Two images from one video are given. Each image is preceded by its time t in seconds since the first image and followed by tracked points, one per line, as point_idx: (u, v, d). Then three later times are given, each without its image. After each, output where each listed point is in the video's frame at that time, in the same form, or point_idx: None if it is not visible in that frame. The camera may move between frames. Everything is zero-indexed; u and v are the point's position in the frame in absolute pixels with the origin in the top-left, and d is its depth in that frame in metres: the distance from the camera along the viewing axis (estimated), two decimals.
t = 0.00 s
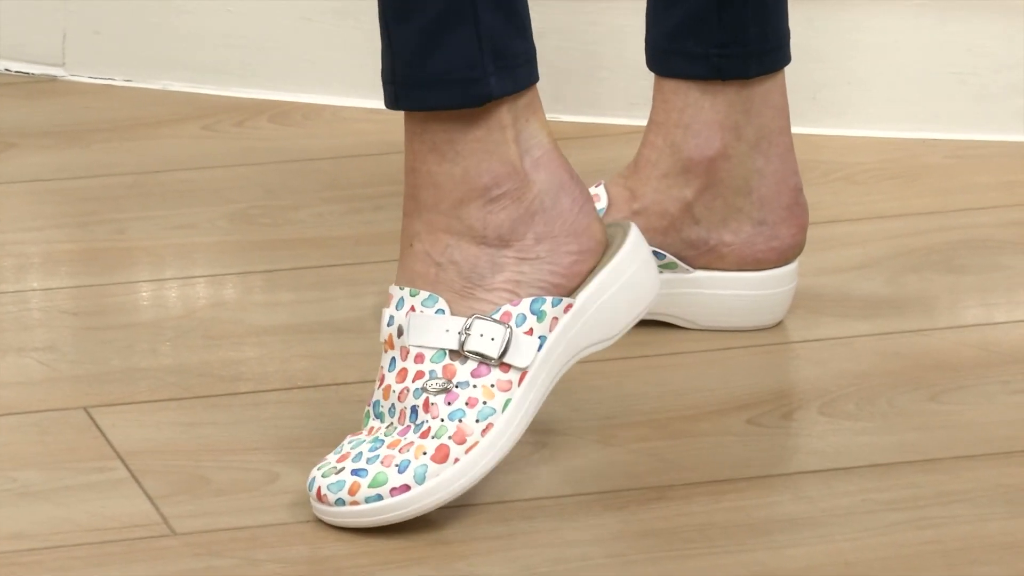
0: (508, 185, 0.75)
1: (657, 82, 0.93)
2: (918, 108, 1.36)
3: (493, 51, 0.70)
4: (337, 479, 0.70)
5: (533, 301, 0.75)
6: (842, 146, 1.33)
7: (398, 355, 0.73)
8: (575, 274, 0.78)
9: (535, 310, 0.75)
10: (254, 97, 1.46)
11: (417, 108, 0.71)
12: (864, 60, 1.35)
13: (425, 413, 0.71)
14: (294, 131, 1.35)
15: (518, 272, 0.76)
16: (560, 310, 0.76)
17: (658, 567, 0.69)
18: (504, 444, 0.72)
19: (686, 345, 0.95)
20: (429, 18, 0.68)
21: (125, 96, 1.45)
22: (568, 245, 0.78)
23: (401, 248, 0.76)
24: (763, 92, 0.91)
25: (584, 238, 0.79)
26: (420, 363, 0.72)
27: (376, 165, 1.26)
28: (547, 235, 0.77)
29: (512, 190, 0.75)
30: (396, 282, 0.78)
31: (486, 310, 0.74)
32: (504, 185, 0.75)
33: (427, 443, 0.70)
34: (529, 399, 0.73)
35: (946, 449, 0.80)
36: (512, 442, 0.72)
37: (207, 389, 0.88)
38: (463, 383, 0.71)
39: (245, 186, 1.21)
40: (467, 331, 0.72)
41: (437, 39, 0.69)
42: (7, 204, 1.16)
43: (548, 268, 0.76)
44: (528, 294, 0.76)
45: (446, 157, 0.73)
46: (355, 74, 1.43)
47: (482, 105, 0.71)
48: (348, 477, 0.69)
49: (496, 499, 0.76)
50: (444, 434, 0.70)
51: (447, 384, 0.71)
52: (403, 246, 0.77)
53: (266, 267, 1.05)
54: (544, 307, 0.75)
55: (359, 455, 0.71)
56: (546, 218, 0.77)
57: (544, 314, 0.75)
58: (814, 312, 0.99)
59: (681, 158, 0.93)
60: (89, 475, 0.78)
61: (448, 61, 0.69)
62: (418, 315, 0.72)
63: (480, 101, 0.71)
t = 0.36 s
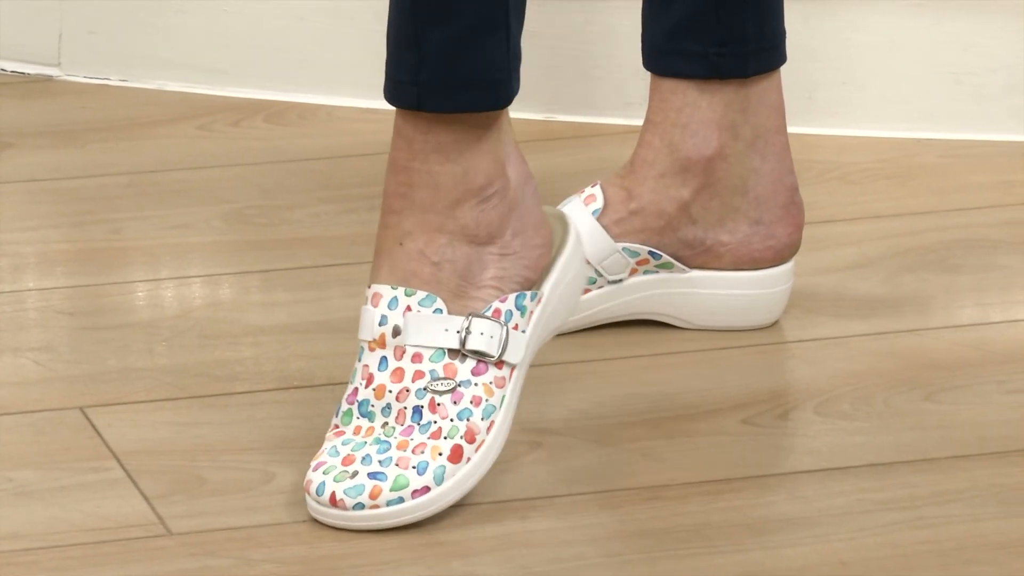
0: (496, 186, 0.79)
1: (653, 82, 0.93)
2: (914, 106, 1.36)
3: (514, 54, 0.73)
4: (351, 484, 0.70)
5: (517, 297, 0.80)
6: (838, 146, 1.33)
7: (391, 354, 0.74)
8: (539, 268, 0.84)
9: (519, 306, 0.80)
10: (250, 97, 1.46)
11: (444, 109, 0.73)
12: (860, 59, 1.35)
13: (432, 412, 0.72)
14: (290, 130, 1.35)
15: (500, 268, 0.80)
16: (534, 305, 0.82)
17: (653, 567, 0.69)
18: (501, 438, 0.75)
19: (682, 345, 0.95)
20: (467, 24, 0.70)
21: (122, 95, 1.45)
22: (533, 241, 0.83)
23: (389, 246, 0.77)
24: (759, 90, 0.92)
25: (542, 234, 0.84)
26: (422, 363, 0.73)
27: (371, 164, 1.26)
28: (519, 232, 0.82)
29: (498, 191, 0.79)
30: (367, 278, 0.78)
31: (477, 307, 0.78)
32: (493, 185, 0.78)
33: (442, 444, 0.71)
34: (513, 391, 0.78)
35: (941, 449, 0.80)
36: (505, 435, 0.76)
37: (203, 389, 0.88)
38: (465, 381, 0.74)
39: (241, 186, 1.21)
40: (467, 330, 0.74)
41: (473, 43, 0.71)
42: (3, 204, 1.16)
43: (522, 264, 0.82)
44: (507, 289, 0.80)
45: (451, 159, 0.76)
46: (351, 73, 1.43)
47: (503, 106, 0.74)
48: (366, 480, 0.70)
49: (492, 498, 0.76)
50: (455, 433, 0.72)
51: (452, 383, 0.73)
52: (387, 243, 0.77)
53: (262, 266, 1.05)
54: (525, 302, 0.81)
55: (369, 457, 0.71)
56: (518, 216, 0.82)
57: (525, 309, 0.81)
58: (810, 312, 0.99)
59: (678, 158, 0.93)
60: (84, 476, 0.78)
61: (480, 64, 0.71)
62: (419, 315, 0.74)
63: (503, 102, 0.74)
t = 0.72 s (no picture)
0: (474, 181, 0.79)
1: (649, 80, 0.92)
2: (911, 107, 1.36)
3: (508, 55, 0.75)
4: (352, 484, 0.70)
5: (488, 289, 0.80)
6: (836, 146, 1.33)
7: (377, 350, 0.73)
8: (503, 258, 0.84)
9: (489, 297, 0.80)
10: (247, 97, 1.46)
11: (445, 108, 0.73)
12: (858, 59, 1.35)
13: (422, 408, 0.73)
14: (287, 130, 1.35)
15: (476, 261, 0.80)
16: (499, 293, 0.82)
17: (651, 567, 0.69)
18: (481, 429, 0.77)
19: (680, 345, 0.95)
20: (473, 21, 0.71)
21: (119, 95, 1.45)
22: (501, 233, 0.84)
23: (373, 242, 0.76)
24: (754, 89, 0.92)
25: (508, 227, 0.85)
26: (408, 359, 0.73)
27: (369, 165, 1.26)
28: (491, 225, 0.82)
29: (476, 185, 0.79)
30: (347, 274, 0.77)
31: (455, 300, 0.78)
32: (471, 180, 0.79)
33: (435, 439, 0.72)
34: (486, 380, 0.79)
35: (939, 448, 0.80)
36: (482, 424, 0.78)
37: (200, 389, 0.88)
38: (450, 375, 0.75)
39: (238, 186, 1.21)
40: (450, 324, 0.75)
41: (477, 43, 0.71)
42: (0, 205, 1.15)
43: (493, 257, 0.82)
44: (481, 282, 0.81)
45: (438, 155, 0.76)
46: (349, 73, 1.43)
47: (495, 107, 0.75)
48: (368, 480, 0.70)
49: (489, 498, 0.76)
50: (446, 428, 0.73)
51: (439, 377, 0.74)
52: (370, 239, 0.76)
53: (259, 266, 1.05)
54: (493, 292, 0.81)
55: (365, 455, 0.71)
56: (489, 209, 0.82)
57: (494, 299, 0.81)
58: (807, 312, 0.99)
59: (673, 156, 0.93)
60: (81, 476, 0.78)
61: (482, 64, 0.72)
62: (405, 311, 0.74)
63: (497, 102, 0.75)
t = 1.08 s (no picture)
0: (468, 180, 0.79)
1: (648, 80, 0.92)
2: (910, 106, 1.36)
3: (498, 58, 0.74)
4: (350, 483, 0.70)
5: (483, 288, 0.80)
6: (835, 145, 1.33)
7: (373, 350, 0.73)
8: (499, 257, 0.84)
9: (485, 296, 0.80)
10: (246, 96, 1.46)
11: (434, 111, 0.73)
12: (857, 59, 1.35)
13: (419, 407, 0.73)
14: (286, 130, 1.35)
15: (471, 260, 0.80)
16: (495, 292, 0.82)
17: (650, 567, 0.69)
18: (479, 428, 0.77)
19: (679, 344, 0.95)
20: (464, 25, 0.71)
21: (118, 95, 1.45)
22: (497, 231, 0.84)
23: (367, 242, 0.76)
24: (753, 89, 0.92)
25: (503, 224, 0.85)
26: (405, 359, 0.73)
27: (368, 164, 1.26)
28: (486, 224, 0.82)
29: (469, 184, 0.79)
30: (342, 274, 0.77)
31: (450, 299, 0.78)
32: (465, 180, 0.79)
33: (433, 438, 0.72)
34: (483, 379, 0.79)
35: (937, 448, 0.80)
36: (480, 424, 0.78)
37: (199, 388, 0.88)
38: (447, 374, 0.75)
39: (237, 185, 1.21)
40: (446, 324, 0.75)
41: (468, 47, 0.71)
42: None
43: (488, 254, 0.82)
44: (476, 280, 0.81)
45: (431, 155, 0.76)
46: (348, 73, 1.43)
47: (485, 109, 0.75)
48: (367, 479, 0.70)
49: (488, 497, 0.76)
50: (444, 427, 0.73)
51: (436, 377, 0.74)
52: (364, 240, 0.76)
53: (258, 266, 1.05)
54: (489, 291, 0.81)
55: (363, 455, 0.71)
56: (483, 207, 0.82)
57: (490, 298, 0.81)
58: (807, 311, 0.99)
59: (673, 157, 0.93)
60: (80, 475, 0.78)
61: (473, 67, 0.72)
62: (401, 311, 0.74)
63: (487, 104, 0.75)
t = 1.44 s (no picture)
0: (461, 178, 0.79)
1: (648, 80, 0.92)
2: (910, 106, 1.36)
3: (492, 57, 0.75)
4: (350, 483, 0.70)
5: (479, 285, 0.80)
6: (835, 145, 1.33)
7: (370, 349, 0.73)
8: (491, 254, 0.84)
9: (481, 293, 0.80)
10: (246, 96, 1.46)
11: (428, 110, 0.73)
12: (857, 59, 1.35)
13: (418, 406, 0.73)
14: (286, 130, 1.35)
15: (465, 258, 0.80)
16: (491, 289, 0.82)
17: (650, 567, 0.69)
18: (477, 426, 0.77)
19: (679, 344, 0.95)
20: (457, 25, 0.71)
21: (118, 95, 1.45)
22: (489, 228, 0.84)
23: (363, 242, 0.76)
24: (752, 88, 0.92)
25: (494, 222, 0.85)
26: (402, 358, 0.73)
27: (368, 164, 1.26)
28: (478, 221, 0.82)
29: (462, 183, 0.79)
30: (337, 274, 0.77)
31: (446, 297, 0.78)
32: (458, 179, 0.79)
33: (431, 437, 0.73)
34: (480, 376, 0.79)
35: (937, 448, 0.80)
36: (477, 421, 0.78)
37: (199, 388, 0.88)
38: (445, 373, 0.75)
39: (237, 185, 1.21)
40: (443, 322, 0.75)
41: (462, 46, 0.71)
42: None
43: (481, 252, 0.82)
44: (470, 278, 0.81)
45: (425, 154, 0.76)
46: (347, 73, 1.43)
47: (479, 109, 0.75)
48: (367, 479, 0.70)
49: (487, 497, 0.76)
50: (442, 426, 0.73)
51: (433, 376, 0.74)
52: (360, 240, 0.76)
53: (258, 266, 1.05)
54: (485, 288, 0.81)
55: (363, 455, 0.71)
56: (475, 205, 0.82)
57: (486, 296, 0.81)
58: (806, 311, 0.99)
59: (672, 156, 0.93)
60: (81, 475, 0.78)
61: (466, 66, 0.72)
62: (399, 310, 0.74)
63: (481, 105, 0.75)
